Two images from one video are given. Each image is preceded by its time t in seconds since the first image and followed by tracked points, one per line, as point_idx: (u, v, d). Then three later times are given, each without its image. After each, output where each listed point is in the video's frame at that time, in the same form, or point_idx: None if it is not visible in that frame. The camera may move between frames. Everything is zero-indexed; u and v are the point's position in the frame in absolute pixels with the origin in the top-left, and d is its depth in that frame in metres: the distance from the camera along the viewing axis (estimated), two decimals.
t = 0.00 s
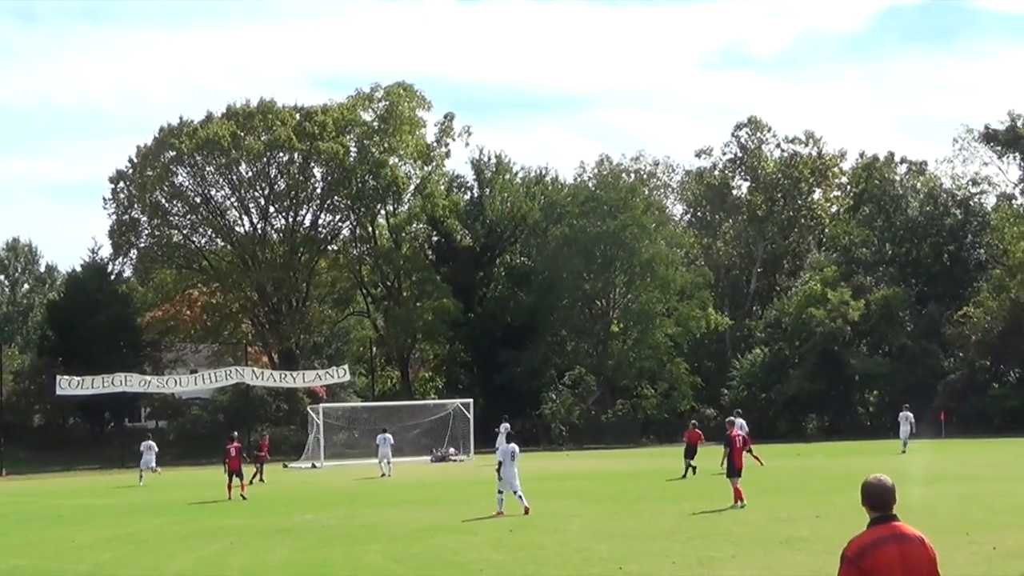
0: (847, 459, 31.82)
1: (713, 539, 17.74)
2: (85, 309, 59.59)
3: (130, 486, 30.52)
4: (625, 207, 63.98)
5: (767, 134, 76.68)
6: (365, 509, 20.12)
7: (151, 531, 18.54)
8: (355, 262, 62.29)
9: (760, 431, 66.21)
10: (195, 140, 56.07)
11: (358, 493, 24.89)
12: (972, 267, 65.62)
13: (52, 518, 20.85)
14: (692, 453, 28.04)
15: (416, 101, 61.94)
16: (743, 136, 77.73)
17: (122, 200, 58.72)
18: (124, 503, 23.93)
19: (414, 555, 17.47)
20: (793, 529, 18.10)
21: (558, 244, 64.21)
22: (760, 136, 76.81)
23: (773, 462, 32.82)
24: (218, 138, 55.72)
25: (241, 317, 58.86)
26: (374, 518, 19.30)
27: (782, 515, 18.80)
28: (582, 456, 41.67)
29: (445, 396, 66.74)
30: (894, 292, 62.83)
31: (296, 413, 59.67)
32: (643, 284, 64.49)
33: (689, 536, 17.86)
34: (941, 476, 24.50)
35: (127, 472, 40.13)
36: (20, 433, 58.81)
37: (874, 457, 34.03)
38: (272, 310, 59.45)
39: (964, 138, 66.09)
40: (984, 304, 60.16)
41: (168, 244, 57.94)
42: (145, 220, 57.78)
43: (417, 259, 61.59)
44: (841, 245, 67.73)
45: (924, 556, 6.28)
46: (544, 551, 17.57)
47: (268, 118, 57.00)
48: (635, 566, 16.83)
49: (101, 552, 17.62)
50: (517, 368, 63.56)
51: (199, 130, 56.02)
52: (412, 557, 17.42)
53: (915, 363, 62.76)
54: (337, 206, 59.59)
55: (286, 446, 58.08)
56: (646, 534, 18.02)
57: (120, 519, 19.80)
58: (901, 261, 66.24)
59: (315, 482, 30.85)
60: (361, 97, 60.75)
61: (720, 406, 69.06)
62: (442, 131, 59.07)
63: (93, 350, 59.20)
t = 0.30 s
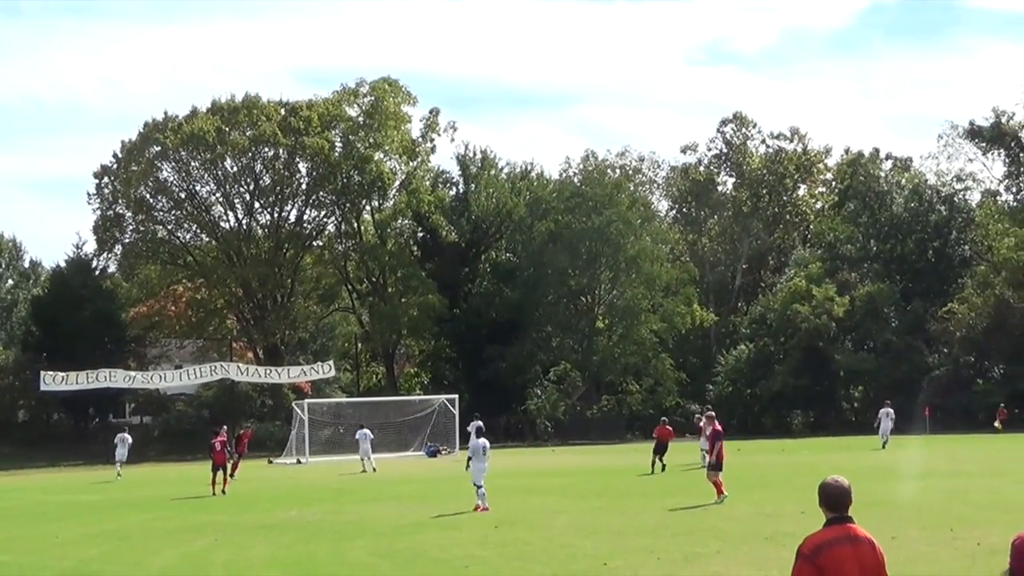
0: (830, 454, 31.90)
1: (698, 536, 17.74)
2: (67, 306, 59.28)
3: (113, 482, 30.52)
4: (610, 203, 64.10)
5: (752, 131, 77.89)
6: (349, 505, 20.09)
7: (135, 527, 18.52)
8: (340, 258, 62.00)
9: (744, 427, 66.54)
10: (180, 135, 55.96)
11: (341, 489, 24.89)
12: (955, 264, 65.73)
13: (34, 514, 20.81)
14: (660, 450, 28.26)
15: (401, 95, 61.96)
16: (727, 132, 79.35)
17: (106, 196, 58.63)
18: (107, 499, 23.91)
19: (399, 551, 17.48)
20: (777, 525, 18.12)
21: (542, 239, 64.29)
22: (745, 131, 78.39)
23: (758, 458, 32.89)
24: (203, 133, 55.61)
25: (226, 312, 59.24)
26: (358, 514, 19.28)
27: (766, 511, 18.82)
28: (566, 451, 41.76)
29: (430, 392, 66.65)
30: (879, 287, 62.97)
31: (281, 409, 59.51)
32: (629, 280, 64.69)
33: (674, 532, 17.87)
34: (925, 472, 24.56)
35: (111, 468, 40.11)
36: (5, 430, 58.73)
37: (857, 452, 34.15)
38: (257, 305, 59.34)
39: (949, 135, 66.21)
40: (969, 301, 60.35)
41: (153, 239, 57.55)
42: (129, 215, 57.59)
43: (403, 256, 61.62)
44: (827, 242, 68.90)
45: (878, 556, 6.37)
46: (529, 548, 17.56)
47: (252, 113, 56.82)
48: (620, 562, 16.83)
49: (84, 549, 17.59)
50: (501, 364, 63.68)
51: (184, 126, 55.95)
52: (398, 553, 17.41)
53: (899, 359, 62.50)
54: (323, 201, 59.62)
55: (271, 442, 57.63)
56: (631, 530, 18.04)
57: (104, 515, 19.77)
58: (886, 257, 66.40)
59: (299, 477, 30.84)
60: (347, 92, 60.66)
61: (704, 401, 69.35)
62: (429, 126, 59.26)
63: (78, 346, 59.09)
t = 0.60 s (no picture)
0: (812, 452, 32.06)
1: (679, 531, 17.77)
2: (48, 303, 59.83)
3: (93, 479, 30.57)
4: (592, 199, 64.03)
5: (734, 128, 78.26)
6: (331, 501, 20.10)
7: (115, 524, 18.51)
8: (322, 254, 61.95)
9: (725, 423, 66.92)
10: (162, 131, 56.39)
11: (324, 485, 24.90)
12: (936, 260, 66.02)
13: (14, 511, 20.81)
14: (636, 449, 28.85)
15: (383, 92, 62.41)
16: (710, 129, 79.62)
17: (87, 192, 58.53)
18: (90, 496, 23.90)
19: (381, 548, 17.49)
20: (757, 521, 18.18)
21: (523, 235, 63.87)
22: (727, 128, 78.62)
23: (743, 455, 32.96)
24: (184, 129, 56.02)
25: (207, 309, 59.60)
26: (340, 511, 19.29)
27: (746, 507, 18.87)
28: (549, 448, 41.91)
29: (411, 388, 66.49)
30: (859, 284, 63.10)
31: (262, 406, 59.45)
32: (610, 276, 64.34)
33: (656, 528, 17.91)
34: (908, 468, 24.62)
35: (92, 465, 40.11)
36: None
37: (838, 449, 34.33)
38: (238, 302, 59.28)
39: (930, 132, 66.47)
40: (949, 296, 61.06)
41: (135, 235, 57.67)
42: (111, 211, 57.74)
43: (384, 251, 61.63)
44: (808, 237, 68.33)
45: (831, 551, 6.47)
46: (511, 544, 17.58)
47: (234, 109, 57.17)
48: (603, 558, 16.85)
49: (64, 545, 17.58)
50: (483, 360, 63.82)
51: (166, 121, 56.35)
52: (379, 550, 17.43)
53: (879, 355, 63.03)
54: (304, 196, 59.32)
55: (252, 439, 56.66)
56: (612, 527, 18.06)
57: (84, 512, 19.76)
58: (867, 253, 66.85)
59: (283, 475, 30.86)
60: (329, 88, 60.77)
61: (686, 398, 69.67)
62: (410, 122, 59.07)
63: (59, 342, 59.34)
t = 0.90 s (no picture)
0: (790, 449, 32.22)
1: (659, 528, 17.82)
2: (26, 301, 60.03)
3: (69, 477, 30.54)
4: (572, 196, 64.20)
5: (713, 125, 78.53)
6: (310, 499, 20.11)
7: (93, 523, 18.48)
8: (301, 251, 62.06)
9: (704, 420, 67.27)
10: (141, 129, 56.35)
11: (302, 483, 24.90)
12: (915, 257, 66.32)
13: None
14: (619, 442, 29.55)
15: (362, 89, 61.94)
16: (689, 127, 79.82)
17: (66, 189, 58.48)
18: (67, 493, 23.88)
19: (361, 545, 17.50)
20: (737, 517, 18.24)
21: (504, 233, 63.96)
22: (706, 126, 78.82)
23: (721, 452, 33.03)
24: (163, 127, 55.98)
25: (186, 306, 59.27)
26: (319, 508, 19.29)
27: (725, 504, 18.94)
28: (528, 446, 42.07)
29: (391, 385, 66.82)
30: (838, 281, 63.36)
31: (241, 403, 59.62)
32: (590, 273, 64.44)
33: (635, 525, 17.94)
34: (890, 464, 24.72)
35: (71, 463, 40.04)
36: None
37: (814, 445, 34.52)
38: (218, 299, 59.09)
39: (908, 130, 66.77)
40: (927, 294, 61.31)
41: (114, 232, 57.35)
42: (89, 209, 57.52)
43: (363, 248, 61.62)
44: (788, 235, 68.71)
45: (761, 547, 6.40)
46: (492, 541, 17.60)
47: (213, 107, 57.33)
48: (583, 555, 16.89)
49: (42, 544, 17.54)
50: (463, 357, 63.88)
51: (145, 119, 56.27)
52: (359, 547, 17.44)
53: (858, 353, 63.37)
54: (284, 194, 59.34)
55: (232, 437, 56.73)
56: (591, 523, 18.09)
57: (62, 510, 19.72)
58: (846, 250, 67.09)
59: (262, 473, 30.85)
60: (308, 86, 60.83)
61: (665, 395, 69.93)
62: (390, 120, 59.03)
63: (36, 338, 59.86)
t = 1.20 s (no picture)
0: (768, 446, 32.35)
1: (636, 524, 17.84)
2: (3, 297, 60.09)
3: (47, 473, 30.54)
4: (549, 193, 64.23)
5: (691, 123, 79.00)
6: (287, 495, 20.11)
7: (70, 520, 18.44)
8: (279, 247, 62.53)
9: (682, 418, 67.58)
10: (118, 124, 56.26)
11: (278, 480, 24.89)
12: (892, 255, 66.86)
13: None
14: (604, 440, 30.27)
15: (340, 86, 62.48)
16: (667, 124, 80.32)
17: (43, 184, 58.39)
18: (43, 490, 23.84)
19: (339, 542, 17.47)
20: (716, 514, 18.29)
21: (481, 230, 63.90)
22: (684, 123, 79.35)
23: (698, 450, 33.13)
24: (140, 122, 55.94)
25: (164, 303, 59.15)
26: (297, 504, 19.29)
27: (703, 501, 19.00)
28: (507, 443, 42.19)
29: (369, 381, 67.37)
30: (816, 279, 63.79)
31: (219, 399, 60.05)
32: (569, 270, 64.26)
33: (613, 522, 17.96)
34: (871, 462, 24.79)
35: (49, 460, 40.00)
36: None
37: (792, 442, 34.68)
38: (195, 296, 59.30)
39: (885, 128, 67.09)
40: (904, 292, 61.48)
41: (90, 228, 57.75)
42: (66, 204, 57.53)
43: (342, 245, 61.67)
44: (765, 232, 68.99)
45: (682, 539, 7.04)
46: (470, 538, 17.58)
47: (191, 103, 57.41)
48: (560, 551, 16.90)
49: (19, 540, 17.49)
50: (440, 355, 63.97)
51: (122, 115, 56.18)
52: (337, 544, 17.41)
53: (834, 351, 63.77)
54: (261, 190, 59.72)
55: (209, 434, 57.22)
56: (569, 520, 18.10)
57: (39, 507, 19.68)
58: (824, 247, 67.61)
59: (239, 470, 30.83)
60: (286, 82, 60.88)
61: (642, 393, 70.29)
62: (367, 117, 59.08)
63: (15, 335, 60.13)
